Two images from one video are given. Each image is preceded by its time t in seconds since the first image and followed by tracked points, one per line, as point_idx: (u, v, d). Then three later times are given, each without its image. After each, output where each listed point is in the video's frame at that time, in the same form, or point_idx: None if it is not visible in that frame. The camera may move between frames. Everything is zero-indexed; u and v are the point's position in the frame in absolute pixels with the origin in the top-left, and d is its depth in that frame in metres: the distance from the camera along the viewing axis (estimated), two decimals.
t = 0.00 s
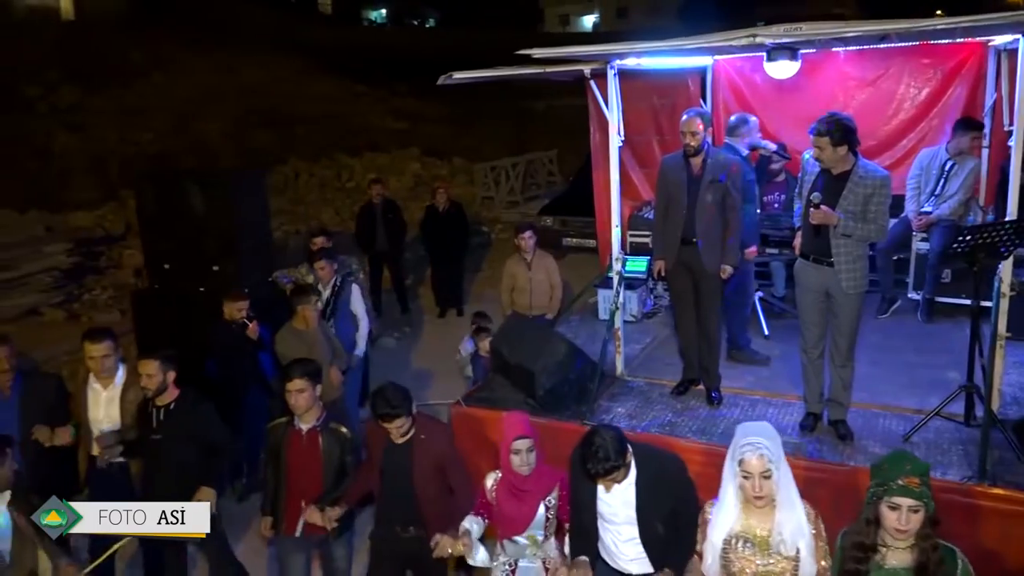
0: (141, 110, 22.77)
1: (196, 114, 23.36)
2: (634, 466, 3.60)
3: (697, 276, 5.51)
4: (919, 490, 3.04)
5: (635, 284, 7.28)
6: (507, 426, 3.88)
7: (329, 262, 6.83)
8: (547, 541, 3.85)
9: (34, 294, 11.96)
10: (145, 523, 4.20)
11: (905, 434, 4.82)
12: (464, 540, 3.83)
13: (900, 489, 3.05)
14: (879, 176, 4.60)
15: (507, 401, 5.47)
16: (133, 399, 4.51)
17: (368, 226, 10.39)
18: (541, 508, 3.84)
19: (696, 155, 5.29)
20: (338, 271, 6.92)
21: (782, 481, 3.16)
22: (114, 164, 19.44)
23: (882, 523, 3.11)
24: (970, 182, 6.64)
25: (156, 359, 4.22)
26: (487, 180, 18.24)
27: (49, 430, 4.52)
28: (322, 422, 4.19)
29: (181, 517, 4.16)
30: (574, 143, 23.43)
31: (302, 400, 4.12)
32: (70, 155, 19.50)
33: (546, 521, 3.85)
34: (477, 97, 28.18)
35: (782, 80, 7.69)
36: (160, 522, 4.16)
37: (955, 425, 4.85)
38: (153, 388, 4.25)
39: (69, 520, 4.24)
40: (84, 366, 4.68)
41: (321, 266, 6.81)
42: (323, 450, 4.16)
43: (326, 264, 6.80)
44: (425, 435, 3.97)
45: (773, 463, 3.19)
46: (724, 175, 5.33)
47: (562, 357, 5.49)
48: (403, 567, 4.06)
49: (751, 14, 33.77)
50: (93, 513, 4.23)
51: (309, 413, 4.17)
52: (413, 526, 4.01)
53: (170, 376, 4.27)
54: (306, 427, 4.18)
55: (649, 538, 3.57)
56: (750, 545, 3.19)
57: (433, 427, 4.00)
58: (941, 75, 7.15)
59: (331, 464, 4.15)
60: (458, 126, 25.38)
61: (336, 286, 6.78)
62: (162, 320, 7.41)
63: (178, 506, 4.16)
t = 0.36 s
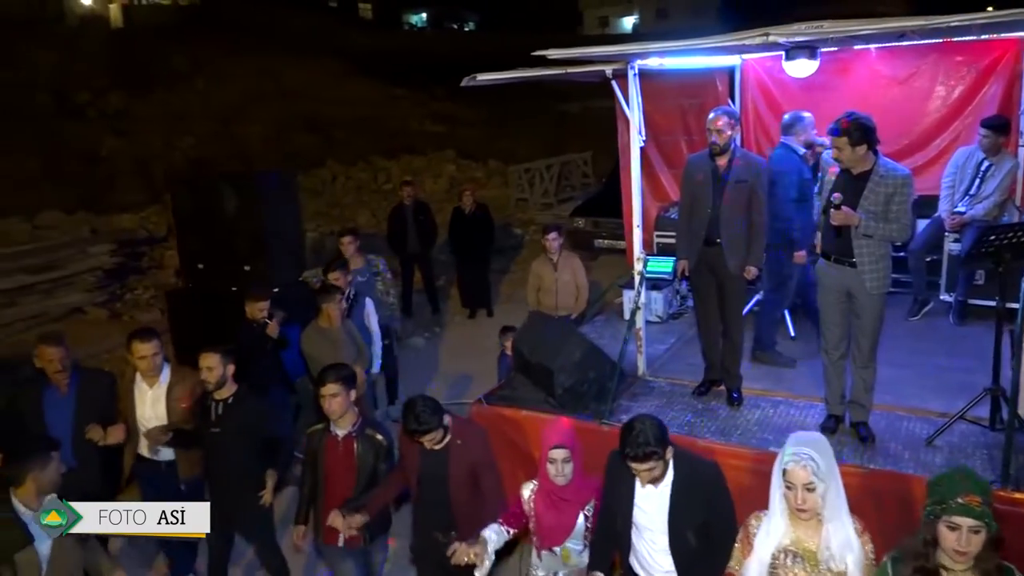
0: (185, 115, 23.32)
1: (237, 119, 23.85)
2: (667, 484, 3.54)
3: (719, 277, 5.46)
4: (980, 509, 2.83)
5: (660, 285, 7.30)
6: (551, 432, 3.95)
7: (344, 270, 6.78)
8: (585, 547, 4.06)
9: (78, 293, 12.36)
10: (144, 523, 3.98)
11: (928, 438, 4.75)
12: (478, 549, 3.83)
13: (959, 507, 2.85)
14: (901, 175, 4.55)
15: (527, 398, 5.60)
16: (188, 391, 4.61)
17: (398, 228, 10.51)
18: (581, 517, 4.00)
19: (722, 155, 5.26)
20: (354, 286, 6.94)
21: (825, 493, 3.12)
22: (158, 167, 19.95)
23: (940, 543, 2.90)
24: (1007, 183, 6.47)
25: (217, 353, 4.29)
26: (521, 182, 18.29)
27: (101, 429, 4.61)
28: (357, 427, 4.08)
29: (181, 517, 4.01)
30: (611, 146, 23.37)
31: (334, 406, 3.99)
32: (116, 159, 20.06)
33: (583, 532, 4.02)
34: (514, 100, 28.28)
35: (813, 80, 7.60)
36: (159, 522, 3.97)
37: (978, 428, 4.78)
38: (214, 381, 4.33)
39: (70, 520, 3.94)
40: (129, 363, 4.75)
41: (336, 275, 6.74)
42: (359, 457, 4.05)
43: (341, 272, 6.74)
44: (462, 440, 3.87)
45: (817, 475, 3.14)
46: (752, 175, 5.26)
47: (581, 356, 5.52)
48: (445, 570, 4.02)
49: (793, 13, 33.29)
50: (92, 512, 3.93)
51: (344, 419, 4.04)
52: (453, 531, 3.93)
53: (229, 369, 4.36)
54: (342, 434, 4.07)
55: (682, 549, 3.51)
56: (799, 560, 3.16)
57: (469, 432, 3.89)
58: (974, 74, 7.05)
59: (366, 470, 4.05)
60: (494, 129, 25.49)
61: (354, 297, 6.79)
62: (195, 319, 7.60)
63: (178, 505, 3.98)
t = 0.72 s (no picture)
0: (234, 119, 23.88)
1: (284, 122, 24.33)
2: (720, 497, 3.54)
3: (755, 280, 5.39)
4: None
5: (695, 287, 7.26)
6: (592, 441, 3.86)
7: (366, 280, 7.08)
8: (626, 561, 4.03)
9: (127, 293, 12.49)
10: (144, 523, 4.08)
11: (965, 444, 4.65)
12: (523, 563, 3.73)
13: None
14: (938, 175, 4.47)
15: (558, 399, 5.64)
16: (238, 391, 4.75)
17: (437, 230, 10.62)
18: (619, 529, 3.96)
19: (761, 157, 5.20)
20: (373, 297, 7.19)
21: (879, 511, 3.08)
22: (208, 172, 20.49)
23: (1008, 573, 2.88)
24: None
25: (274, 349, 4.46)
26: (562, 184, 18.31)
27: (156, 433, 4.76)
28: (400, 428, 4.14)
29: (181, 517, 4.20)
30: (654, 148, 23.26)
31: (377, 407, 4.03)
32: (167, 163, 20.64)
33: (623, 544, 3.98)
34: (556, 101, 28.30)
35: (854, 80, 7.53)
36: (159, 522, 4.12)
37: (1015, 436, 4.69)
38: (269, 377, 4.48)
39: (69, 521, 3.97)
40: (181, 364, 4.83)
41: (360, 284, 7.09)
42: (403, 458, 4.13)
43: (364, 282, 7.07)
44: (503, 444, 3.93)
45: (873, 492, 3.09)
46: (792, 177, 5.21)
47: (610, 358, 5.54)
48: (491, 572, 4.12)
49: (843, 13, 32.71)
50: (93, 512, 4.00)
51: (387, 419, 4.10)
52: (501, 536, 4.01)
53: (284, 365, 4.52)
54: (385, 434, 4.14)
55: (735, 565, 3.49)
56: None
57: (509, 436, 3.94)
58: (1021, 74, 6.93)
59: (410, 471, 4.12)
60: (537, 132, 25.58)
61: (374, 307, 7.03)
62: (237, 318, 7.81)
63: (179, 505, 4.20)
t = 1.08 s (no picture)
0: (294, 122, 24.43)
1: (342, 124, 24.77)
2: (808, 510, 3.53)
3: (812, 284, 5.27)
4: None
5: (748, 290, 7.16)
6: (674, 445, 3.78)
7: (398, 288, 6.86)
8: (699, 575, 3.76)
9: (189, 292, 12.88)
10: (143, 524, 4.02)
11: None
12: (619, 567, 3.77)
13: None
14: (1002, 177, 4.33)
15: (608, 401, 5.65)
16: (312, 389, 4.90)
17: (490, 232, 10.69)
18: (685, 538, 3.75)
19: (821, 160, 5.09)
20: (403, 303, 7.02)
21: (978, 532, 3.01)
22: (268, 173, 21.02)
23: None
24: None
25: (342, 351, 4.54)
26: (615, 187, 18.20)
27: (232, 430, 4.87)
28: (476, 433, 4.09)
29: (182, 517, 4.09)
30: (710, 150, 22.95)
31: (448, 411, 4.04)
32: (229, 165, 21.23)
33: (690, 554, 3.75)
34: (611, 103, 28.13)
35: (918, 79, 7.39)
36: (158, 522, 4.03)
37: None
38: (338, 376, 4.59)
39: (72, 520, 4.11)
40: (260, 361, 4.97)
41: (388, 289, 6.81)
42: (475, 462, 4.07)
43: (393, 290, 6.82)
44: (580, 449, 3.82)
45: (973, 512, 3.03)
46: (852, 180, 5.10)
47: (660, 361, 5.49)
48: None
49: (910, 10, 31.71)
50: (90, 512, 4.03)
51: (465, 421, 4.10)
52: (573, 543, 3.89)
53: (352, 367, 4.63)
54: (461, 437, 4.11)
55: None
56: None
57: (589, 441, 3.83)
58: None
59: (482, 478, 4.05)
60: (591, 134, 25.48)
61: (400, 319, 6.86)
62: (295, 318, 7.98)
63: (179, 505, 4.09)
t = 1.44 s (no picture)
0: (363, 125, 24.89)
1: (410, 126, 25.08)
2: (932, 533, 3.34)
3: (895, 291, 5.10)
4: None
5: (823, 296, 6.95)
6: (790, 455, 3.83)
7: (433, 296, 6.63)
8: None
9: (262, 290, 13.27)
10: (145, 523, 4.31)
11: None
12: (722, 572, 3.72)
13: None
14: None
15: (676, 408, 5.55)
16: (400, 386, 5.27)
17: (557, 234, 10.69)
18: (799, 549, 3.69)
19: (910, 164, 4.90)
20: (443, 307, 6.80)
21: None
22: (338, 175, 21.46)
23: None
24: None
25: (435, 356, 4.84)
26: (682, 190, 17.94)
27: (320, 424, 5.34)
28: (573, 438, 4.18)
29: (181, 517, 4.21)
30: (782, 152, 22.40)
31: (549, 412, 4.13)
32: (301, 166, 21.77)
33: (802, 564, 3.66)
34: (680, 104, 27.72)
35: (1006, 78, 7.06)
36: (158, 521, 4.26)
37: None
38: (432, 381, 4.89)
39: (79, 518, 4.81)
40: (350, 356, 5.39)
41: (426, 297, 6.59)
42: (574, 465, 4.16)
43: (428, 299, 6.60)
44: (689, 454, 3.81)
45: None
46: (941, 184, 4.85)
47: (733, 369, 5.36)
48: None
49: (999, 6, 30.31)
50: (95, 514, 4.64)
51: (561, 424, 4.18)
52: (671, 553, 3.87)
53: (445, 373, 4.91)
54: (558, 441, 4.19)
55: None
56: None
57: (697, 448, 3.81)
58: None
59: (582, 481, 4.15)
60: (659, 136, 25.20)
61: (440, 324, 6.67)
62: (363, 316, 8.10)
63: (177, 507, 4.21)
